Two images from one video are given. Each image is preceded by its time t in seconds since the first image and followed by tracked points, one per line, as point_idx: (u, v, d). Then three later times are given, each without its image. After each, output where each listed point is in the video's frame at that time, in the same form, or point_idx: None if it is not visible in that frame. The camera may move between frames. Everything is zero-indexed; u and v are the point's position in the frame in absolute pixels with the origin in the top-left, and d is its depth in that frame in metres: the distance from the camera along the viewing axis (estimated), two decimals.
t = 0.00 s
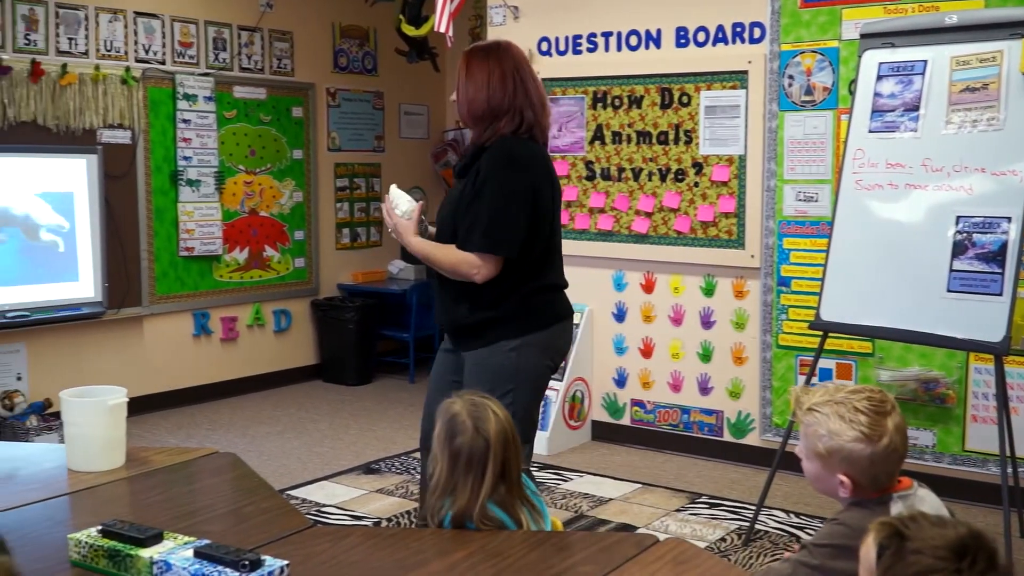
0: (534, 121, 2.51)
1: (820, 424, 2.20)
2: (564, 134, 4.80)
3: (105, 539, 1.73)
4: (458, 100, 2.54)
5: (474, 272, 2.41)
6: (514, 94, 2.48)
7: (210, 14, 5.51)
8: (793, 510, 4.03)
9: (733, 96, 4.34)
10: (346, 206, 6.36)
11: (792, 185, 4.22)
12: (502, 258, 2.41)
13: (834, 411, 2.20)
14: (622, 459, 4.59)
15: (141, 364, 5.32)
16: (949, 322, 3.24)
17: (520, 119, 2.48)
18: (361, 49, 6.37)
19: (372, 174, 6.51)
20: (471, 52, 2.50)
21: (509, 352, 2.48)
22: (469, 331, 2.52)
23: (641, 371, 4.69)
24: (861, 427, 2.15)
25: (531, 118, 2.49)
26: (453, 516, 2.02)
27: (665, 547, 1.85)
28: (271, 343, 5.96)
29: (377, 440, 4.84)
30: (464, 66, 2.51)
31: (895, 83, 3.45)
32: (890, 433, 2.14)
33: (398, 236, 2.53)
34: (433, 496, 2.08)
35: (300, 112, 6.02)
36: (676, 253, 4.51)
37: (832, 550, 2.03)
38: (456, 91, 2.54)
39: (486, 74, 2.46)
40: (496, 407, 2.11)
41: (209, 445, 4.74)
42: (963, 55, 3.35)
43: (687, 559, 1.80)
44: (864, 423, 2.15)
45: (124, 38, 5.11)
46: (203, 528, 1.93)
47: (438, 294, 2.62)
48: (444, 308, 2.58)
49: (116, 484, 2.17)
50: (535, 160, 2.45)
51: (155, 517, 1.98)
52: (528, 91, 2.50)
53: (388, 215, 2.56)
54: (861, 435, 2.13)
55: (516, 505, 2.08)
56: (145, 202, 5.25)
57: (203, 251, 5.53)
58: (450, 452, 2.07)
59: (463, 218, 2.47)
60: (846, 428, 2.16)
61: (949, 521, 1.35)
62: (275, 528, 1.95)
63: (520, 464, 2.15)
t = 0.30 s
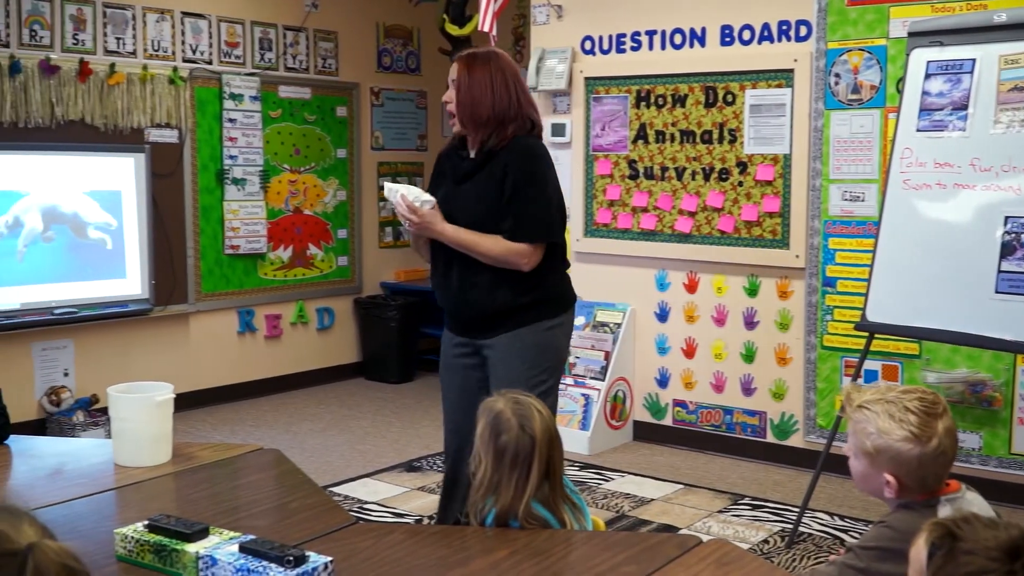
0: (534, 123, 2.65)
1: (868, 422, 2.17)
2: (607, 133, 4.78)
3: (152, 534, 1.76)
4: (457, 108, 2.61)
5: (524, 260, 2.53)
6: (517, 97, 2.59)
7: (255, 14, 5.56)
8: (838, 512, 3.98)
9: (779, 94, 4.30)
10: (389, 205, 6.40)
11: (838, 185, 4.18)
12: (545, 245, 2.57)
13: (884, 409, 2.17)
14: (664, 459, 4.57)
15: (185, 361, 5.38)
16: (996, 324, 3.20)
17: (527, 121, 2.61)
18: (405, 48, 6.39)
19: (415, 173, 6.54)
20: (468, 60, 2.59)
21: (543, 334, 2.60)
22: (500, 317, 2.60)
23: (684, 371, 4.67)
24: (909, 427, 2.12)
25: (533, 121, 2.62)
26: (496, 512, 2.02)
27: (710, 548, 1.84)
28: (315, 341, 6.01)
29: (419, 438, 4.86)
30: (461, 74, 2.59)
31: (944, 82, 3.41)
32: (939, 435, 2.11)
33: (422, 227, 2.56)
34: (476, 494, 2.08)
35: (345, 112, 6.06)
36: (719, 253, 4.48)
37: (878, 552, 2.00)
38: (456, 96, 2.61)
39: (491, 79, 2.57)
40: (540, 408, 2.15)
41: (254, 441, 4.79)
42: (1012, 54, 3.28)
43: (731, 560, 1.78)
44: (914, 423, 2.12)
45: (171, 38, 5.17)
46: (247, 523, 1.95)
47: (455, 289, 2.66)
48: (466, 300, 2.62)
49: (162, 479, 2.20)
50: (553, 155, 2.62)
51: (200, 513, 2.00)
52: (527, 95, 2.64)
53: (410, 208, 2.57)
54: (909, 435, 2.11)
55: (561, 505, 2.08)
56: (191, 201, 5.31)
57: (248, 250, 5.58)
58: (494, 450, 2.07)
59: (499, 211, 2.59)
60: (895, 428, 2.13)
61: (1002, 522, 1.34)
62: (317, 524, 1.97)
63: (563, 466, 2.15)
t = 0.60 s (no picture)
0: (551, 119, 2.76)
1: (908, 416, 2.14)
2: (643, 132, 4.77)
3: (190, 529, 1.77)
4: (485, 113, 2.65)
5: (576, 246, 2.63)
6: (539, 96, 2.67)
7: (294, 14, 5.60)
8: (875, 515, 3.95)
9: (818, 93, 4.27)
10: (424, 204, 6.42)
11: (877, 184, 4.14)
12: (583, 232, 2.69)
13: (926, 404, 2.14)
14: (699, 459, 4.55)
15: (220, 358, 5.42)
16: None
17: (549, 118, 2.72)
18: (442, 47, 6.40)
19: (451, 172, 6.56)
20: (490, 66, 2.62)
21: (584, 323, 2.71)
22: (545, 307, 2.68)
23: (720, 371, 4.65)
24: (949, 425, 2.09)
25: (552, 115, 2.73)
26: (532, 511, 2.02)
27: (747, 548, 1.83)
28: (351, 338, 6.04)
29: (454, 436, 4.87)
30: (484, 80, 2.63)
31: (985, 80, 3.36)
32: (980, 434, 2.07)
33: (473, 236, 2.57)
34: (509, 493, 2.08)
35: (382, 111, 6.08)
36: (757, 252, 4.46)
37: (920, 554, 1.98)
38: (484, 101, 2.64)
39: (517, 82, 2.63)
40: (573, 404, 2.14)
41: (290, 438, 4.83)
42: None
43: (768, 561, 1.77)
44: (955, 420, 2.09)
45: (211, 37, 5.22)
46: (284, 520, 1.96)
47: (492, 286, 2.72)
48: (509, 294, 2.69)
49: (201, 475, 2.22)
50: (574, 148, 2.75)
51: (237, 508, 2.01)
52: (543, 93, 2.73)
53: (458, 216, 2.54)
54: (948, 433, 2.08)
55: (595, 503, 2.08)
56: (230, 199, 5.36)
57: (285, 248, 5.63)
58: (527, 448, 2.07)
59: (540, 206, 2.68)
60: (935, 424, 2.10)
61: None
62: (354, 521, 1.97)
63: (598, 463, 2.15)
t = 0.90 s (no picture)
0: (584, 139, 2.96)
1: (934, 413, 2.13)
2: (669, 129, 4.76)
3: (216, 525, 1.78)
4: (539, 123, 2.81)
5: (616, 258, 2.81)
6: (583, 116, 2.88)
7: (321, 12, 5.62)
8: (901, 514, 3.92)
9: (846, 90, 4.24)
10: (449, 202, 6.43)
11: (905, 182, 4.11)
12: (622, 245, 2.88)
13: (952, 400, 2.13)
14: (724, 458, 4.54)
15: (244, 355, 5.44)
16: None
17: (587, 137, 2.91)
18: (468, 45, 6.40)
19: (475, 169, 6.57)
20: (544, 79, 2.81)
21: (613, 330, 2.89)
22: (586, 311, 2.83)
23: (745, 370, 4.63)
24: (974, 422, 2.07)
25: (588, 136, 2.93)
26: (559, 508, 2.02)
27: (772, 548, 1.82)
28: (375, 336, 6.06)
29: (478, 434, 4.88)
30: (537, 91, 2.82)
31: (1014, 78, 3.34)
32: (1005, 431, 2.05)
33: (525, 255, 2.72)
34: (535, 490, 2.08)
35: (407, 108, 6.10)
36: (783, 250, 4.44)
37: (947, 554, 1.96)
38: (539, 113, 2.81)
39: (570, 99, 2.82)
40: (597, 400, 2.13)
41: (315, 435, 4.85)
42: None
43: (793, 561, 1.76)
44: (981, 417, 2.07)
45: (238, 36, 5.25)
46: (310, 516, 1.97)
47: (534, 291, 2.83)
48: (553, 299, 2.81)
49: (227, 470, 2.23)
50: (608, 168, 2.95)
51: (263, 504, 2.02)
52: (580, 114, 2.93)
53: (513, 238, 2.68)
54: (973, 429, 2.06)
55: (621, 501, 2.07)
56: (256, 196, 5.39)
57: (310, 245, 5.65)
58: (552, 444, 2.07)
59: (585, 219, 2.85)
60: (960, 421, 2.09)
61: None
62: (381, 517, 1.98)
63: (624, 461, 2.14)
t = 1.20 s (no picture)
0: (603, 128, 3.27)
1: (949, 409, 2.12)
2: (687, 126, 4.75)
3: (233, 520, 1.79)
4: (571, 113, 3.10)
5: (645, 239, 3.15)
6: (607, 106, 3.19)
7: (339, 9, 5.63)
8: (919, 512, 3.90)
9: (865, 86, 4.22)
10: (467, 198, 6.44)
11: (924, 179, 4.09)
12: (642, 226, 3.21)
13: (966, 396, 2.12)
14: (741, 456, 4.52)
15: (261, 351, 5.46)
16: None
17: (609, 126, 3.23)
18: (485, 41, 6.40)
19: (493, 166, 6.57)
20: (575, 72, 3.11)
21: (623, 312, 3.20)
22: (602, 288, 3.13)
23: (763, 367, 4.62)
24: (988, 417, 2.05)
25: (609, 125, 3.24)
26: (574, 503, 2.03)
27: (789, 545, 1.82)
28: (392, 332, 6.07)
29: (494, 430, 4.88)
30: (569, 83, 3.11)
31: None
32: (1019, 425, 2.03)
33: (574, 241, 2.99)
34: (549, 484, 2.09)
35: (424, 105, 6.11)
36: (801, 247, 4.42)
37: (965, 551, 1.93)
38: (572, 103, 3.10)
39: (598, 89, 3.12)
40: (612, 395, 2.12)
41: (332, 430, 4.87)
42: None
43: (810, 559, 1.76)
44: (994, 412, 2.06)
45: (256, 32, 5.27)
46: (327, 511, 1.97)
47: (556, 269, 3.10)
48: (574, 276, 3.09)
49: (244, 466, 2.24)
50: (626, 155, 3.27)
51: (280, 500, 2.03)
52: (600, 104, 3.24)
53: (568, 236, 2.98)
54: (986, 425, 2.04)
55: (636, 496, 2.07)
56: (274, 192, 5.41)
57: (327, 241, 5.67)
58: (565, 438, 2.08)
59: (612, 203, 3.15)
60: (974, 417, 2.07)
61: None
62: (398, 513, 1.99)
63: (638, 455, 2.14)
